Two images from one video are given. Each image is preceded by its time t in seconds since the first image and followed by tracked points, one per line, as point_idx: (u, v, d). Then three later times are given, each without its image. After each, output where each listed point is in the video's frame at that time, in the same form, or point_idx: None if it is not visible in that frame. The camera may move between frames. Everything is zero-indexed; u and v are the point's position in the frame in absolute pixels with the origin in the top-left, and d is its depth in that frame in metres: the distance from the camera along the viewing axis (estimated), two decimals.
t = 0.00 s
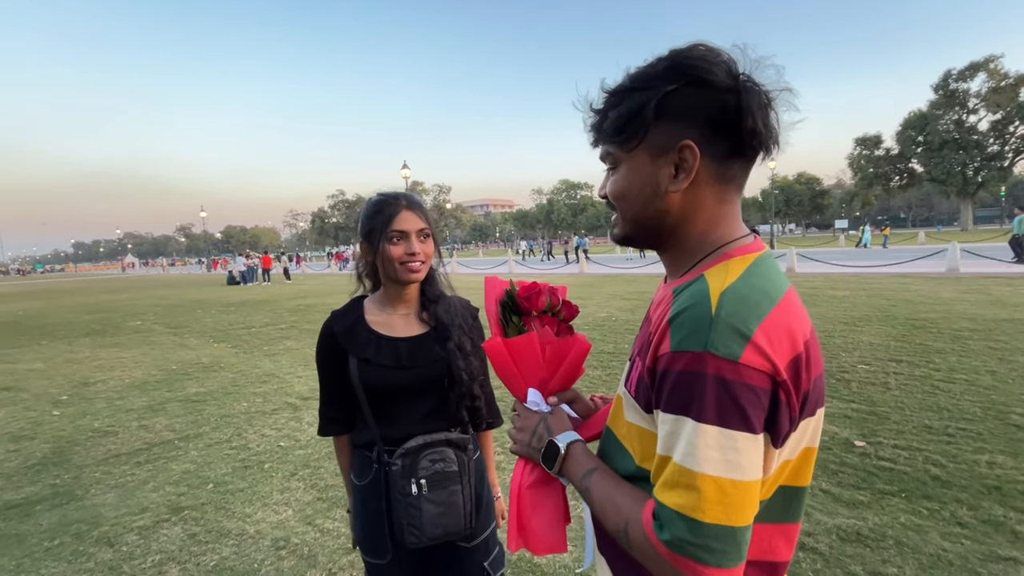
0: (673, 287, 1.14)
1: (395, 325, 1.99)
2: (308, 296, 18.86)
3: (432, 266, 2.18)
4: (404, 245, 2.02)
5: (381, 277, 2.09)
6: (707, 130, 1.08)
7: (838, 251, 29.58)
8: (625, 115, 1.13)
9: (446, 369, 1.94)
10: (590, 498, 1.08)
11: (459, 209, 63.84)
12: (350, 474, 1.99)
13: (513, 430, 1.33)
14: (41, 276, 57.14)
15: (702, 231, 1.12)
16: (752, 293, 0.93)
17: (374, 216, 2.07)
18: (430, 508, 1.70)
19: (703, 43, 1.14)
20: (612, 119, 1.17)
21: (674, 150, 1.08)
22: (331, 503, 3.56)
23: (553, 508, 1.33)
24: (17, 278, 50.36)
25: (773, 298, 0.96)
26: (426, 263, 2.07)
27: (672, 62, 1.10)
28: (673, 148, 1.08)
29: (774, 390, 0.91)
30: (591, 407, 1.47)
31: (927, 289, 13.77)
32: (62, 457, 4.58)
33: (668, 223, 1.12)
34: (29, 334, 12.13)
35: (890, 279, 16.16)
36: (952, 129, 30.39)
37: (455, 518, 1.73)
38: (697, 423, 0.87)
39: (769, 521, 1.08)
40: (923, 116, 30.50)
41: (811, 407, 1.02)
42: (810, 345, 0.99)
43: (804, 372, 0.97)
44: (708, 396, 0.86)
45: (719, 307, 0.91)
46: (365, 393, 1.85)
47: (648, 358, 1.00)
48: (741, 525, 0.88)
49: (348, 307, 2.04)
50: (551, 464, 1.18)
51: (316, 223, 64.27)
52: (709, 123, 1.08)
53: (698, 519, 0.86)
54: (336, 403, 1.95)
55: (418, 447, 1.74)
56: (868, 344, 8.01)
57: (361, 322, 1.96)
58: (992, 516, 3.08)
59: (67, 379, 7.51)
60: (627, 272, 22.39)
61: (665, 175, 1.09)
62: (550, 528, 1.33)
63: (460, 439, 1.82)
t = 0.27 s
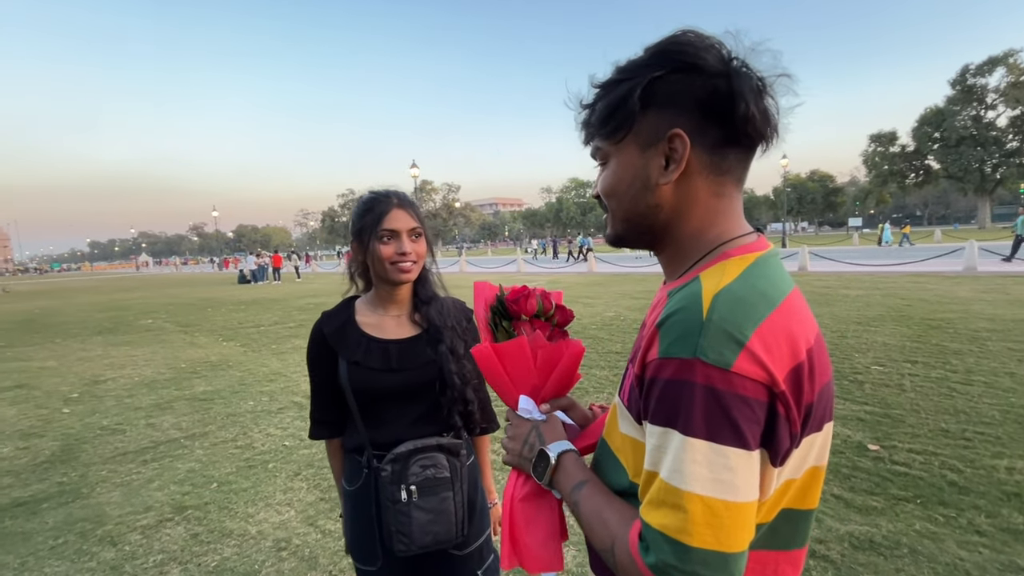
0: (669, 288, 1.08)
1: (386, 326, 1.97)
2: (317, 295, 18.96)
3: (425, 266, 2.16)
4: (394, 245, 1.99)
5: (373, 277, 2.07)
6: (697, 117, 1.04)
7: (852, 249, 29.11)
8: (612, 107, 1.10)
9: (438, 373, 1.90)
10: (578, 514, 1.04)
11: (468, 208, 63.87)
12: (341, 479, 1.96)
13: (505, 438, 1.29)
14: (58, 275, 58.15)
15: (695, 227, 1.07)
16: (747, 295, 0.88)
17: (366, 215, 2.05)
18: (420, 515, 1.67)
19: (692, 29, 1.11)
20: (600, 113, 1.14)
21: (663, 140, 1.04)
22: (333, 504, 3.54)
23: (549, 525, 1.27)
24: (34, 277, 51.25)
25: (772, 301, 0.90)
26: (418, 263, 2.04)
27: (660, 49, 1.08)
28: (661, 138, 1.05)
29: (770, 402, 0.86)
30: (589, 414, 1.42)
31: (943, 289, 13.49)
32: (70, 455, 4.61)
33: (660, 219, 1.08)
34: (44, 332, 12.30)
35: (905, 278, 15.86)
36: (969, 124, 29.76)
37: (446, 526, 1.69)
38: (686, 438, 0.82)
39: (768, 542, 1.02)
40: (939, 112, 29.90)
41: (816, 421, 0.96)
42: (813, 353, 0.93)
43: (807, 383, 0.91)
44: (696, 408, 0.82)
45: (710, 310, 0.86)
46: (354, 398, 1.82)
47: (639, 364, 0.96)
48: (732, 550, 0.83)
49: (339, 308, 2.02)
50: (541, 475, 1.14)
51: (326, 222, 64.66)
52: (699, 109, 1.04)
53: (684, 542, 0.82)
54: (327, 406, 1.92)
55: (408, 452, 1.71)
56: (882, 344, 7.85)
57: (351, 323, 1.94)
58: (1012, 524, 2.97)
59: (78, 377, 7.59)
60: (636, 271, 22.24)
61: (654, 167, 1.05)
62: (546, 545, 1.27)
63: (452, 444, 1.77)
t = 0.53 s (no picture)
0: (674, 287, 1.05)
1: (383, 326, 1.96)
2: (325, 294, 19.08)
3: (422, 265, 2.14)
4: (390, 244, 1.99)
5: (370, 276, 2.07)
6: (702, 106, 1.01)
7: (864, 248, 28.61)
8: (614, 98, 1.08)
9: (435, 373, 1.89)
10: (577, 521, 1.02)
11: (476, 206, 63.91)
12: (339, 478, 1.96)
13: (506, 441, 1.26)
14: (74, 274, 59.14)
15: (700, 221, 1.04)
16: (752, 294, 0.85)
17: (363, 214, 2.05)
18: (417, 517, 1.66)
19: (698, 18, 1.08)
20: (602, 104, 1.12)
21: (666, 131, 1.02)
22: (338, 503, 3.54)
23: (560, 530, 1.22)
24: (51, 276, 52.16)
25: (780, 301, 0.87)
26: (415, 261, 2.03)
27: (663, 38, 1.05)
28: (664, 129, 1.02)
29: (778, 408, 0.82)
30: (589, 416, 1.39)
31: (959, 288, 13.25)
32: (81, 451, 4.67)
33: (664, 214, 1.05)
34: (59, 330, 12.50)
35: (919, 277, 15.61)
36: (986, 121, 29.20)
37: (443, 528, 1.68)
38: (687, 446, 0.80)
39: (776, 552, 0.99)
40: (955, 108, 29.37)
41: (828, 429, 0.92)
42: (824, 356, 0.89)
43: (818, 388, 0.87)
44: (698, 413, 0.79)
45: (714, 311, 0.83)
46: (351, 398, 1.82)
47: (641, 366, 0.93)
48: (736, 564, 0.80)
49: (337, 307, 2.01)
50: (540, 480, 1.12)
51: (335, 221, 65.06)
52: (705, 99, 1.01)
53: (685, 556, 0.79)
54: (325, 405, 1.92)
55: (405, 453, 1.69)
56: (895, 344, 7.72)
57: (349, 323, 1.93)
58: None
59: (91, 374, 7.70)
60: (645, 270, 22.11)
61: (657, 160, 1.02)
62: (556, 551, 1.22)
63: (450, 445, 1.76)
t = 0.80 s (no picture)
0: (674, 284, 1.04)
1: (381, 325, 1.97)
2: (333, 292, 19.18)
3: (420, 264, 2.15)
4: (388, 243, 2.00)
5: (368, 275, 2.07)
6: (700, 98, 1.00)
7: (874, 247, 28.31)
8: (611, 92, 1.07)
9: (433, 371, 1.89)
10: (576, 526, 1.01)
11: (483, 205, 63.93)
12: (338, 475, 1.96)
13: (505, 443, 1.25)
14: (86, 273, 59.90)
15: (698, 217, 1.03)
16: (747, 293, 0.84)
17: (360, 213, 2.05)
18: (415, 514, 1.66)
19: (696, 9, 1.07)
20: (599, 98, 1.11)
21: (662, 126, 1.01)
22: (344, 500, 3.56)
23: (560, 533, 1.20)
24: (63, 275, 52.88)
25: (777, 300, 0.85)
26: (412, 260, 2.04)
27: (660, 31, 1.04)
28: (662, 123, 1.01)
29: (773, 409, 0.81)
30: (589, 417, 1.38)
31: (970, 287, 13.08)
32: (92, 448, 4.73)
33: (661, 211, 1.04)
34: (71, 328, 12.66)
35: (930, 276, 15.43)
36: (1000, 117, 28.78)
37: (440, 525, 1.68)
38: (680, 451, 0.79)
39: (777, 557, 0.98)
40: (968, 105, 28.94)
41: (827, 431, 0.91)
42: (822, 356, 0.88)
43: (816, 391, 0.86)
44: (691, 416, 0.79)
45: (707, 313, 0.82)
46: (349, 396, 1.82)
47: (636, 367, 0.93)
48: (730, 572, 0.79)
49: (335, 306, 2.02)
50: (538, 483, 1.11)
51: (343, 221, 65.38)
52: (702, 91, 1.00)
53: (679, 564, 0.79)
54: (323, 404, 1.93)
55: (403, 450, 1.70)
56: (905, 344, 7.63)
57: (347, 322, 1.94)
58: None
59: (101, 372, 7.79)
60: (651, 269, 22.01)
61: (654, 156, 1.02)
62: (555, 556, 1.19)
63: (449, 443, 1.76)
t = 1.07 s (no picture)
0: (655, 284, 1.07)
1: (384, 323, 1.98)
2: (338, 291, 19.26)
3: (421, 263, 2.16)
4: (389, 242, 2.01)
5: (371, 274, 2.09)
6: (693, 114, 0.99)
7: (883, 245, 28.04)
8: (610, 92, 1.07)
9: (435, 369, 1.91)
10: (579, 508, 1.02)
11: (488, 204, 63.91)
12: (342, 472, 1.98)
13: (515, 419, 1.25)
14: (95, 271, 60.45)
15: (683, 223, 1.05)
16: (733, 288, 0.85)
17: (362, 213, 2.07)
18: (418, 508, 1.68)
19: (708, 18, 1.03)
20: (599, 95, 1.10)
21: (651, 135, 1.02)
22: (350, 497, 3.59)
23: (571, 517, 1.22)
24: (72, 273, 53.38)
25: (764, 294, 0.86)
26: (413, 259, 2.05)
27: (660, 38, 1.02)
28: (650, 134, 1.02)
29: (758, 398, 0.82)
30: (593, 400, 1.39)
31: (981, 286, 12.94)
32: (102, 444, 4.79)
33: (643, 216, 1.07)
34: (80, 326, 12.79)
35: (939, 275, 15.29)
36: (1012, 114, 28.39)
37: (444, 519, 1.69)
38: (670, 438, 0.80)
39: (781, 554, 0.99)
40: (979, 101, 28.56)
41: (818, 425, 0.91)
42: (812, 350, 0.88)
43: (805, 382, 0.86)
44: (677, 405, 0.80)
45: (693, 304, 0.83)
46: (352, 393, 1.84)
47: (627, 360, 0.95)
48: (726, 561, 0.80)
49: (338, 305, 2.03)
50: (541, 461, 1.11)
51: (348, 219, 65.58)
52: (696, 108, 0.99)
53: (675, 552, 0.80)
54: (327, 402, 1.95)
55: (406, 445, 1.72)
56: (913, 343, 7.57)
57: (350, 320, 1.96)
58: None
59: (111, 369, 7.87)
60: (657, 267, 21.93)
61: (641, 163, 1.03)
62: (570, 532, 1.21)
63: (451, 437, 1.79)
